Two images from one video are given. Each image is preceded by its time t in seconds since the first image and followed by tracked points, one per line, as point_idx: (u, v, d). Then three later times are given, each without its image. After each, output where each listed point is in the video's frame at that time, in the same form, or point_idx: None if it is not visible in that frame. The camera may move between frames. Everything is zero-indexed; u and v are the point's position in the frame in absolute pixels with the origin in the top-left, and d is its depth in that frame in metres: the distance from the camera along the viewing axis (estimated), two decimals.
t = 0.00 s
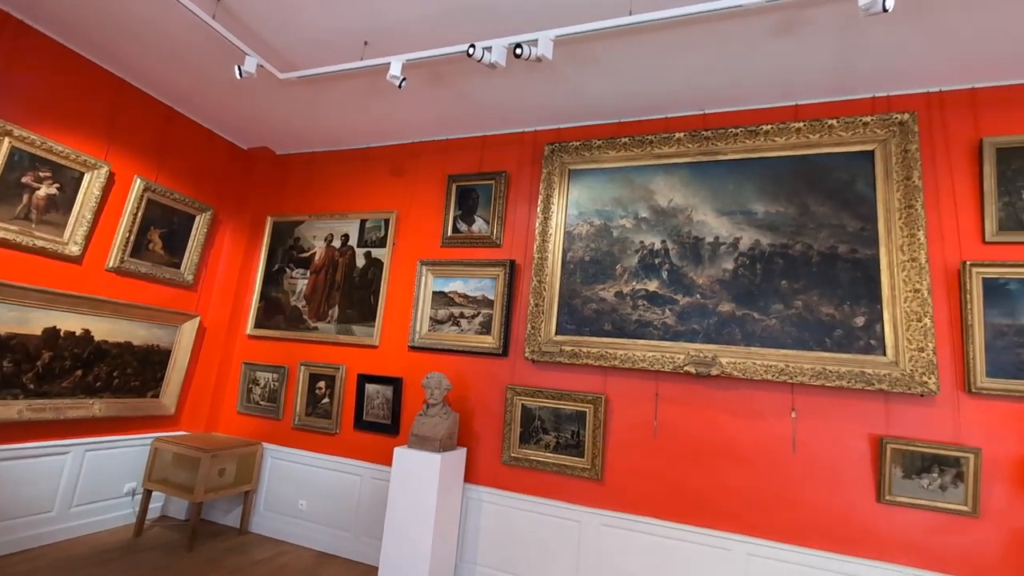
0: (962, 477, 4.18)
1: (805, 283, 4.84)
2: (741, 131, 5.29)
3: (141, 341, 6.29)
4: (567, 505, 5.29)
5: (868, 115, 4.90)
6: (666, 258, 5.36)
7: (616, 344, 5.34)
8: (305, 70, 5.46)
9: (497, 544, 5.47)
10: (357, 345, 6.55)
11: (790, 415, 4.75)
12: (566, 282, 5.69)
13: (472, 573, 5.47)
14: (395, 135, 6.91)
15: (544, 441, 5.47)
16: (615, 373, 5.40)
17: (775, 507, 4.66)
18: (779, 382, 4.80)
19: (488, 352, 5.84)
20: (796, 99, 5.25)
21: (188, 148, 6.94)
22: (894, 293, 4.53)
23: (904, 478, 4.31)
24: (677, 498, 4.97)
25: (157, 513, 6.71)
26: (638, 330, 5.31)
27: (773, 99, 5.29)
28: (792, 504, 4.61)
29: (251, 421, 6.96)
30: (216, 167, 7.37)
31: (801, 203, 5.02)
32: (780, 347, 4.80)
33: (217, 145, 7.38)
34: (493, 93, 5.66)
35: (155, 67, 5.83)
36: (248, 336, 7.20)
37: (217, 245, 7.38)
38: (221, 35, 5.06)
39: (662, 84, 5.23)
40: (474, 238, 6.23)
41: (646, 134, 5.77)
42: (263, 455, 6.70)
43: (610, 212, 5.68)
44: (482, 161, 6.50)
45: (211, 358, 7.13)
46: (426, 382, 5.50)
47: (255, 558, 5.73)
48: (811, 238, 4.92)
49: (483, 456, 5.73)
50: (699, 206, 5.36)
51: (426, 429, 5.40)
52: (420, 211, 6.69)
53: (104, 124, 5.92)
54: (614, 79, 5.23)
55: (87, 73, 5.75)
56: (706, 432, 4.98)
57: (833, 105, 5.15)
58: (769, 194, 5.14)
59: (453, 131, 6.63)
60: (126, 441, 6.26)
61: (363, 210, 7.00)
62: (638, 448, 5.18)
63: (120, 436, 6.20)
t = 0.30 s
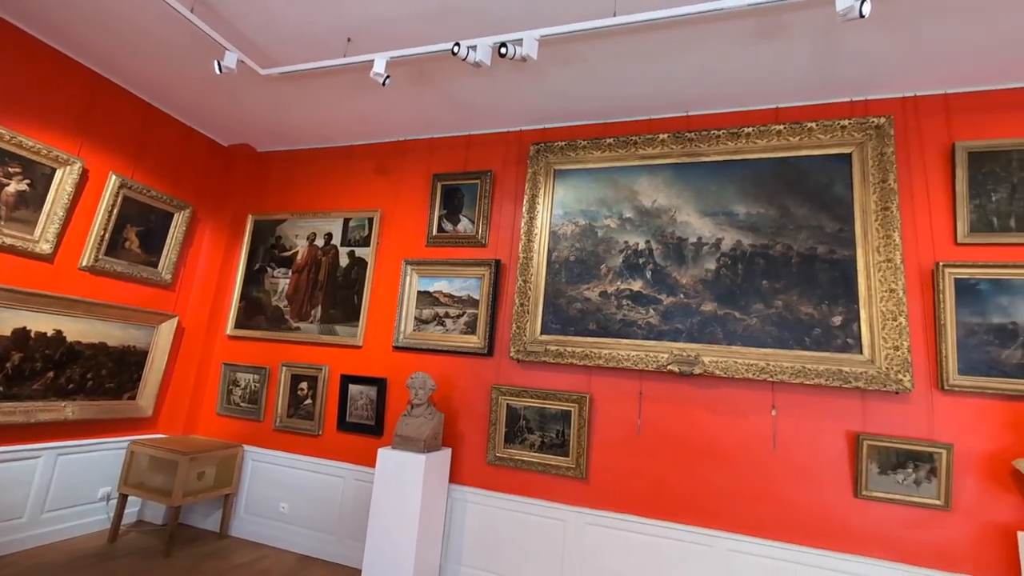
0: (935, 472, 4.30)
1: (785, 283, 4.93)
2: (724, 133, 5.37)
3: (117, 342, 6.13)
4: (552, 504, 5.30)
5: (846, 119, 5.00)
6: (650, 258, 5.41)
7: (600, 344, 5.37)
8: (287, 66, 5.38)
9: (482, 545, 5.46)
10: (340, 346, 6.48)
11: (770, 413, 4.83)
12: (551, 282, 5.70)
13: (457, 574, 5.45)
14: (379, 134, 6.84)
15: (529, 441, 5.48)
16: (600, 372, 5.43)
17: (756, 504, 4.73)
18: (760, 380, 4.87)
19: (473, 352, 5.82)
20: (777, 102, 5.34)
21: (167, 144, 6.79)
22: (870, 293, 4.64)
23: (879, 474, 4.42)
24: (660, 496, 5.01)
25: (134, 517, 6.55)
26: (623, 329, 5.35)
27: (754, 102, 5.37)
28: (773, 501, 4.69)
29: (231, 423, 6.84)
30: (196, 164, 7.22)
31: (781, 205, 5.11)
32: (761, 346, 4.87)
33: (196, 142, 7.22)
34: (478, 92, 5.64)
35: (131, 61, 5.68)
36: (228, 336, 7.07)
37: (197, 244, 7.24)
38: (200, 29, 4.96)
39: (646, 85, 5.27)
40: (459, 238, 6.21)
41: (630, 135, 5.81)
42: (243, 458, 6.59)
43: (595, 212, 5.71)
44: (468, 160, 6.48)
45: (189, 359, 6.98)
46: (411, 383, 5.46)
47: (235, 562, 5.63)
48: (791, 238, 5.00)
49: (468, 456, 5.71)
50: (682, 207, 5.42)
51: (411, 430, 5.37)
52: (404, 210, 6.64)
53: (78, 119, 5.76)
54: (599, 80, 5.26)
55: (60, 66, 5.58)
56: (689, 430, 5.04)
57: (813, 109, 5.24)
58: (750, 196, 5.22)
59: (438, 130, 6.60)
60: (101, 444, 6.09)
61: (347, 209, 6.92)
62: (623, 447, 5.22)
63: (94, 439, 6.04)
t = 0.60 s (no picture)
0: (911, 467, 4.40)
1: (766, 283, 5.01)
2: (707, 135, 5.43)
3: (92, 343, 5.97)
4: (537, 504, 5.31)
5: (826, 122, 5.10)
6: (635, 258, 5.45)
7: (586, 343, 5.39)
8: (269, 62, 5.29)
9: (467, 546, 5.44)
10: (323, 346, 6.40)
11: (752, 411, 4.90)
12: (537, 282, 5.71)
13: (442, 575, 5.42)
14: (363, 132, 6.78)
15: (515, 441, 5.48)
16: (585, 372, 5.45)
17: (739, 501, 4.80)
18: (743, 379, 4.94)
19: (459, 352, 5.80)
20: (759, 105, 5.42)
21: (145, 140, 6.63)
22: (849, 292, 4.74)
23: (857, 469, 4.51)
24: (645, 494, 5.05)
25: (110, 523, 6.40)
26: (608, 329, 5.37)
27: (737, 104, 5.44)
28: (756, 498, 4.76)
29: (211, 425, 6.71)
30: (176, 161, 7.07)
31: (763, 206, 5.19)
32: (743, 345, 4.95)
33: (175, 139, 7.06)
34: (463, 91, 5.63)
35: (107, 56, 5.54)
36: (209, 337, 6.94)
37: (176, 243, 7.09)
38: (179, 24, 4.85)
39: (631, 87, 5.31)
40: (445, 237, 6.18)
41: (616, 135, 5.84)
42: (224, 461, 6.47)
43: (581, 212, 5.73)
44: (453, 159, 6.45)
45: (168, 361, 6.82)
46: (396, 383, 5.42)
47: (215, 567, 5.52)
48: (773, 239, 5.08)
49: (454, 457, 5.68)
50: (667, 207, 5.47)
51: (396, 431, 5.32)
52: (390, 209, 6.59)
53: (52, 114, 5.60)
54: (584, 81, 5.28)
55: (33, 59, 5.41)
56: (674, 429, 5.09)
57: (794, 112, 5.34)
58: (733, 197, 5.29)
59: (423, 129, 6.57)
60: (76, 448, 5.93)
61: (331, 208, 6.83)
62: (608, 446, 5.25)
63: (69, 443, 5.87)
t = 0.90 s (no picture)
0: (888, 464, 4.50)
1: (749, 283, 5.08)
2: (692, 137, 5.48)
3: (67, 344, 5.81)
4: (524, 504, 5.31)
5: (807, 125, 5.19)
6: (621, 258, 5.48)
7: (572, 343, 5.40)
8: (252, 59, 5.21)
9: (453, 547, 5.42)
10: (307, 347, 6.32)
11: (735, 409, 4.97)
12: (524, 282, 5.71)
13: None
14: (348, 130, 6.71)
15: (501, 441, 5.47)
16: (571, 371, 5.47)
17: (723, 498, 4.86)
18: (727, 378, 5.00)
19: (445, 353, 5.78)
20: (742, 108, 5.49)
21: (123, 137, 6.48)
22: (829, 292, 4.83)
23: (837, 466, 4.60)
24: (631, 493, 5.09)
25: (86, 529, 6.24)
26: (594, 329, 5.40)
27: (721, 107, 5.51)
28: (740, 495, 4.83)
29: (192, 428, 6.59)
30: (155, 159, 6.91)
31: (746, 207, 5.26)
32: (727, 344, 5.01)
33: (154, 136, 6.90)
34: (449, 90, 5.61)
35: (83, 50, 5.40)
36: (189, 338, 6.81)
37: (156, 242, 6.94)
38: (158, 18, 4.75)
39: (617, 88, 5.35)
40: (431, 237, 6.15)
41: (602, 136, 5.87)
42: (205, 464, 6.36)
43: (567, 213, 5.75)
44: (440, 159, 6.42)
45: (148, 363, 6.67)
46: (381, 384, 5.38)
47: (196, 572, 5.42)
48: (755, 240, 5.16)
49: (440, 458, 5.66)
50: (652, 208, 5.52)
51: (381, 433, 5.28)
52: (375, 209, 6.53)
53: (25, 109, 5.44)
54: (570, 82, 5.29)
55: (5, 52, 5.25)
56: (659, 428, 5.13)
57: (775, 115, 5.42)
58: (717, 198, 5.35)
59: (409, 128, 6.53)
60: (50, 453, 5.76)
61: (314, 207, 6.75)
62: (595, 445, 5.27)
63: (42, 448, 5.70)
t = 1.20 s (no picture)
0: (865, 460, 4.61)
1: (731, 283, 5.15)
2: (675, 138, 5.54)
3: (39, 346, 5.64)
4: (509, 504, 5.31)
5: (787, 128, 5.28)
6: (606, 259, 5.51)
7: (557, 343, 5.42)
8: (232, 55, 5.12)
9: (438, 548, 5.40)
10: (289, 348, 6.23)
11: (717, 408, 5.03)
12: (509, 282, 5.70)
13: None
14: (331, 129, 6.63)
15: (486, 441, 5.46)
16: (556, 371, 5.48)
17: (706, 496, 4.91)
18: (710, 377, 5.06)
19: (430, 353, 5.74)
20: (724, 110, 5.57)
21: (98, 133, 6.31)
22: (808, 292, 4.92)
23: (816, 463, 4.69)
24: (616, 492, 5.12)
25: (58, 536, 6.06)
26: (579, 329, 5.42)
27: (703, 109, 5.58)
28: (722, 493, 4.89)
29: (170, 431, 6.45)
30: (132, 156, 6.75)
31: (728, 208, 5.33)
32: (709, 343, 5.07)
33: (131, 132, 6.73)
34: (434, 89, 5.58)
35: (56, 43, 5.24)
36: (167, 339, 6.66)
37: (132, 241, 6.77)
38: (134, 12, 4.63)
39: (601, 90, 5.38)
40: (416, 237, 6.11)
41: (586, 137, 5.90)
42: (184, 468, 6.22)
43: (553, 213, 5.76)
44: (425, 158, 6.39)
45: (124, 366, 6.51)
46: (365, 386, 5.32)
47: None
48: (737, 241, 5.23)
49: (424, 459, 5.62)
50: (636, 209, 5.56)
51: (364, 434, 5.22)
52: (358, 208, 6.47)
53: None
54: (555, 82, 5.31)
55: None
56: (643, 426, 5.17)
57: (757, 118, 5.51)
58: (700, 199, 5.42)
59: (394, 127, 6.48)
60: (20, 458, 5.58)
61: (297, 206, 6.66)
62: (580, 445, 5.29)
63: (12, 453, 5.52)
